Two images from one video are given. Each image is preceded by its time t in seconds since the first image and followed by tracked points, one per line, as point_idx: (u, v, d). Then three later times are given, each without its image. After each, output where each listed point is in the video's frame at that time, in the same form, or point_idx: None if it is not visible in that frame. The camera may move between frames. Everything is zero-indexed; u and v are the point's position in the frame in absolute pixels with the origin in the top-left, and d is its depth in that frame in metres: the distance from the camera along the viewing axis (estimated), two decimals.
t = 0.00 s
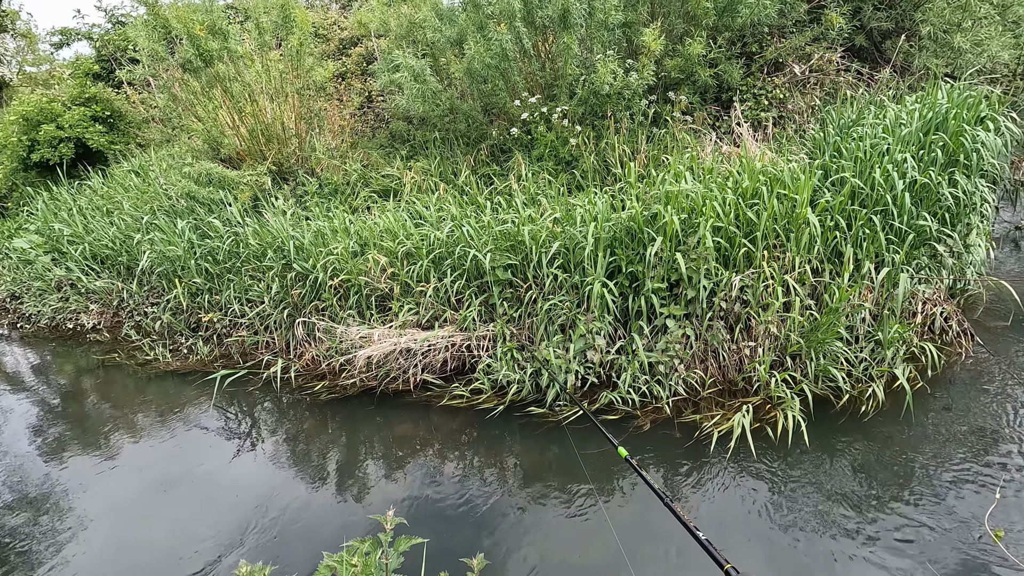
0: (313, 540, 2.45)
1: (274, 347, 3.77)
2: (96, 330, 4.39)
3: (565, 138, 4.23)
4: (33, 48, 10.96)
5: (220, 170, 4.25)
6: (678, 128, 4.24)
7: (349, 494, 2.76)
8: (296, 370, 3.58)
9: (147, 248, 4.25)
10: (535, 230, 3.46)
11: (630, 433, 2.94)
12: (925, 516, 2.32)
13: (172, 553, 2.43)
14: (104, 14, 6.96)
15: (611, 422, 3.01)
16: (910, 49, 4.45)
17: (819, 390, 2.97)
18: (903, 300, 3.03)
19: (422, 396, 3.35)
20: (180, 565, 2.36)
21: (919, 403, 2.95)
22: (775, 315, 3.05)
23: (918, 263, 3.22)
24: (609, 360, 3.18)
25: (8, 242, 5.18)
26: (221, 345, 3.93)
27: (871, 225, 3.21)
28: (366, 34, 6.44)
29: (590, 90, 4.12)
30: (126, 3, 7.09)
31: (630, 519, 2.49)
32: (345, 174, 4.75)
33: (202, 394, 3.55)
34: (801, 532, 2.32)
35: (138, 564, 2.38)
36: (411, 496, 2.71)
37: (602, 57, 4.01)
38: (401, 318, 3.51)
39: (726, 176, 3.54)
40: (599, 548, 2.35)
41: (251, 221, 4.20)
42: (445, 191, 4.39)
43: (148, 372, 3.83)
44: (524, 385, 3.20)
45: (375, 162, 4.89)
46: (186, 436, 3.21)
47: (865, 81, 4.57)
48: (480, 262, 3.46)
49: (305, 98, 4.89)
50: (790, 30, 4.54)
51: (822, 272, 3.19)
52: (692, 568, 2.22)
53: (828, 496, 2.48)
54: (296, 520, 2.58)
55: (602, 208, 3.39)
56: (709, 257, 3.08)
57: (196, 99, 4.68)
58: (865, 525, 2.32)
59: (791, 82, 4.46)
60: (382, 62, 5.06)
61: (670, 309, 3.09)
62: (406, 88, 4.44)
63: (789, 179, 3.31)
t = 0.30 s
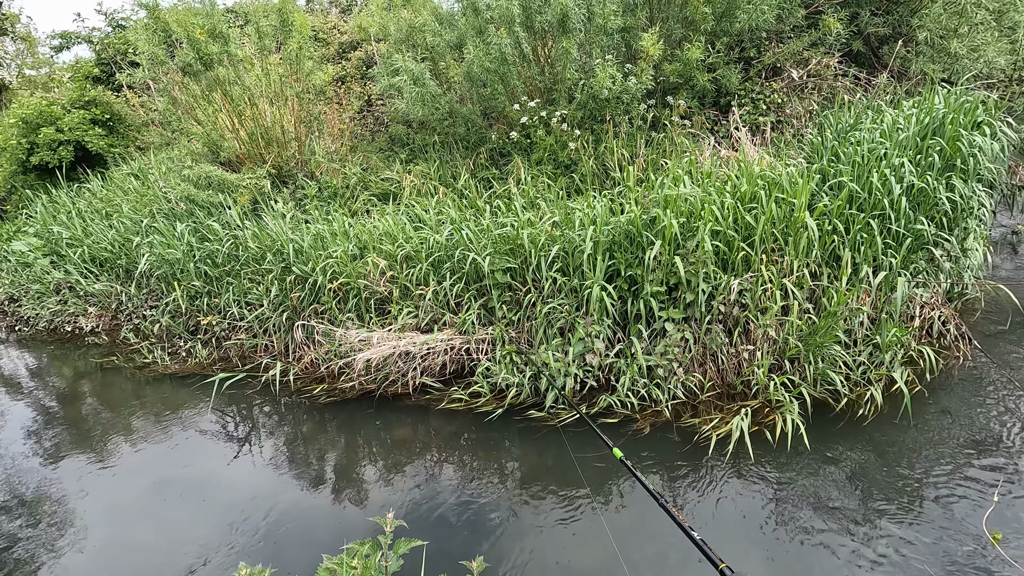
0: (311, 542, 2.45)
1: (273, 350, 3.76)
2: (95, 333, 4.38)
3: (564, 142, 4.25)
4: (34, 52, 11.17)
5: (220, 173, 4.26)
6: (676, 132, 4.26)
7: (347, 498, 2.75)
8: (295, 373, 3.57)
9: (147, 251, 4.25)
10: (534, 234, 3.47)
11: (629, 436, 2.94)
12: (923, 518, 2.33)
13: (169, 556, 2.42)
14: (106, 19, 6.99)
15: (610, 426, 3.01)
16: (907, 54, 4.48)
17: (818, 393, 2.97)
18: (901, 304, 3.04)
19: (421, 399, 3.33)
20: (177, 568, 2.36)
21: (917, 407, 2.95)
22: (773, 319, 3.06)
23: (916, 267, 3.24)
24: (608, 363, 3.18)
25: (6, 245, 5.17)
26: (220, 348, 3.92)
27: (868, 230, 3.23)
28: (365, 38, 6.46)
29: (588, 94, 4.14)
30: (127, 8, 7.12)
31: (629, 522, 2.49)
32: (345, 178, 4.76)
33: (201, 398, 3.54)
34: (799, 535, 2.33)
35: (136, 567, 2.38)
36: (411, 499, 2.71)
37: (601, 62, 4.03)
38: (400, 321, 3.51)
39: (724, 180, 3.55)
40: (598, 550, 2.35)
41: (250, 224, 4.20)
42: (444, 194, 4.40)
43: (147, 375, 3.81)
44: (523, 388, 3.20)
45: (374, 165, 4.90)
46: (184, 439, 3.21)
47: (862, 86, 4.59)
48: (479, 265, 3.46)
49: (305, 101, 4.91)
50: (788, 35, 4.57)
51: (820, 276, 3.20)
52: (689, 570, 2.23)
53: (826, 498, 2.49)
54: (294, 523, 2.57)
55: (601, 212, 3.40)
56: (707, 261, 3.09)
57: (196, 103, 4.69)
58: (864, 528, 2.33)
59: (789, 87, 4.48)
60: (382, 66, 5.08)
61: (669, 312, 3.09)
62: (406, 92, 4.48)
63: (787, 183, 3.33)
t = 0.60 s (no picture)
0: (267, 551, 2.43)
1: (212, 356, 3.58)
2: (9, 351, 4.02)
3: (504, 129, 4.24)
4: None
5: (142, 172, 4.01)
6: (614, 117, 4.34)
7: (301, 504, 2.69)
8: (237, 378, 3.42)
9: (63, 259, 3.92)
10: (478, 223, 3.45)
11: (582, 418, 3.00)
12: (849, 471, 2.53)
13: None
14: None
15: (563, 409, 3.06)
16: (824, 37, 4.73)
17: (755, 362, 3.13)
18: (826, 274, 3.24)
19: (372, 396, 3.27)
20: None
21: (845, 369, 3.16)
22: (712, 294, 3.19)
23: (838, 238, 3.45)
24: (557, 347, 3.22)
25: None
26: (153, 357, 3.69)
27: (795, 205, 3.40)
28: (293, 26, 6.19)
29: (526, 81, 4.13)
30: None
31: (581, 500, 2.58)
32: (279, 173, 4.57)
33: (136, 412, 3.34)
34: (742, 499, 2.48)
35: None
36: (369, 498, 2.68)
37: (536, 48, 4.03)
38: (346, 319, 3.42)
39: (661, 162, 3.64)
40: (556, 533, 2.42)
41: (178, 226, 3.97)
42: (385, 186, 4.31)
43: (73, 392, 3.55)
44: (475, 378, 3.20)
45: (310, 158, 4.73)
46: (121, 457, 3.04)
47: (785, 67, 4.81)
48: (424, 257, 3.42)
49: (231, 94, 4.65)
50: (715, 19, 4.71)
51: (753, 251, 3.36)
52: (640, 540, 2.35)
53: (764, 460, 2.66)
54: (250, 536, 2.51)
55: (543, 198, 3.42)
56: (647, 242, 3.18)
57: (110, 98, 4.36)
58: (798, 486, 2.50)
59: (717, 70, 4.64)
60: (312, 55, 4.89)
61: (614, 294, 3.17)
62: (339, 81, 4.39)
63: (719, 163, 3.45)
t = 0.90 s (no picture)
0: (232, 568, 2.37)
1: (170, 362, 3.47)
2: None
3: (469, 125, 4.20)
4: None
5: (92, 172, 3.86)
6: (579, 112, 4.34)
7: (265, 512, 2.62)
8: (197, 384, 3.30)
9: (6, 264, 3.64)
10: (442, 220, 3.40)
11: (551, 415, 2.99)
12: (810, 459, 2.58)
13: None
14: None
15: (531, 406, 3.04)
16: (784, 33, 4.81)
17: (720, 354, 3.17)
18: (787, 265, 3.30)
19: (338, 399, 3.20)
20: None
21: (806, 358, 3.22)
22: (677, 288, 3.21)
23: (799, 230, 3.52)
24: (524, 344, 3.19)
25: None
26: (108, 365, 3.55)
27: (756, 198, 3.45)
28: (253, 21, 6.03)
29: (490, 76, 4.11)
30: None
31: (546, 498, 2.57)
32: (239, 172, 4.46)
33: (90, 422, 3.21)
34: (707, 488, 2.51)
35: None
36: (335, 503, 2.63)
37: (500, 43, 4.01)
38: (308, 320, 3.35)
39: (625, 157, 3.65)
40: (526, 529, 2.42)
41: (131, 228, 3.82)
42: (348, 184, 4.23)
43: (22, 404, 3.38)
44: (442, 377, 3.15)
45: (272, 157, 4.62)
46: (76, 469, 2.93)
47: (747, 62, 4.88)
48: (388, 255, 3.36)
49: (187, 91, 4.50)
50: (678, 14, 4.75)
51: (717, 244, 3.39)
52: (606, 536, 2.36)
53: (729, 451, 2.69)
54: (219, 548, 2.47)
55: (508, 195, 3.40)
56: (612, 237, 3.19)
57: (56, 95, 4.15)
58: (761, 475, 2.54)
59: (681, 65, 4.68)
60: (272, 51, 4.77)
61: (580, 289, 3.16)
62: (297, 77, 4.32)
63: (681, 157, 3.47)
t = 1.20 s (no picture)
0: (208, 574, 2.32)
1: (147, 367, 3.40)
2: None
3: (450, 124, 4.18)
4: None
5: (62, 173, 3.78)
6: (560, 110, 4.34)
7: (246, 516, 2.58)
8: (174, 389, 3.24)
9: None
10: (423, 219, 3.38)
11: (535, 414, 2.98)
12: (790, 453, 2.60)
13: None
14: None
15: (515, 405, 3.03)
16: (763, 30, 4.85)
17: (701, 350, 3.19)
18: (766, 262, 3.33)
19: (319, 401, 3.16)
20: None
21: (786, 352, 3.26)
22: (658, 285, 3.22)
23: (778, 226, 3.56)
24: (508, 343, 3.18)
25: None
26: (83, 371, 3.47)
27: (736, 195, 3.48)
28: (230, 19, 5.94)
29: (471, 74, 4.09)
30: None
31: (528, 499, 2.56)
32: (216, 172, 4.39)
33: (64, 429, 3.13)
34: (694, 486, 2.51)
35: None
36: (319, 506, 2.60)
37: (480, 41, 3.99)
38: (288, 322, 3.30)
39: (606, 154, 3.65)
40: (513, 530, 2.41)
41: (105, 230, 3.73)
42: (328, 184, 4.18)
43: None
44: (425, 377, 3.13)
45: (250, 157, 4.56)
46: (50, 478, 2.85)
47: (727, 60, 4.92)
48: (368, 255, 3.33)
49: (162, 89, 4.41)
50: (658, 12, 4.77)
51: (697, 241, 3.41)
52: (589, 534, 2.35)
53: (711, 447, 2.71)
54: (198, 556, 2.41)
55: (489, 193, 3.38)
56: (594, 235, 3.19)
57: (24, 93, 4.02)
58: (745, 471, 2.55)
59: (661, 62, 4.72)
60: (248, 49, 4.69)
61: (563, 287, 3.15)
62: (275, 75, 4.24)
63: (661, 154, 3.48)
